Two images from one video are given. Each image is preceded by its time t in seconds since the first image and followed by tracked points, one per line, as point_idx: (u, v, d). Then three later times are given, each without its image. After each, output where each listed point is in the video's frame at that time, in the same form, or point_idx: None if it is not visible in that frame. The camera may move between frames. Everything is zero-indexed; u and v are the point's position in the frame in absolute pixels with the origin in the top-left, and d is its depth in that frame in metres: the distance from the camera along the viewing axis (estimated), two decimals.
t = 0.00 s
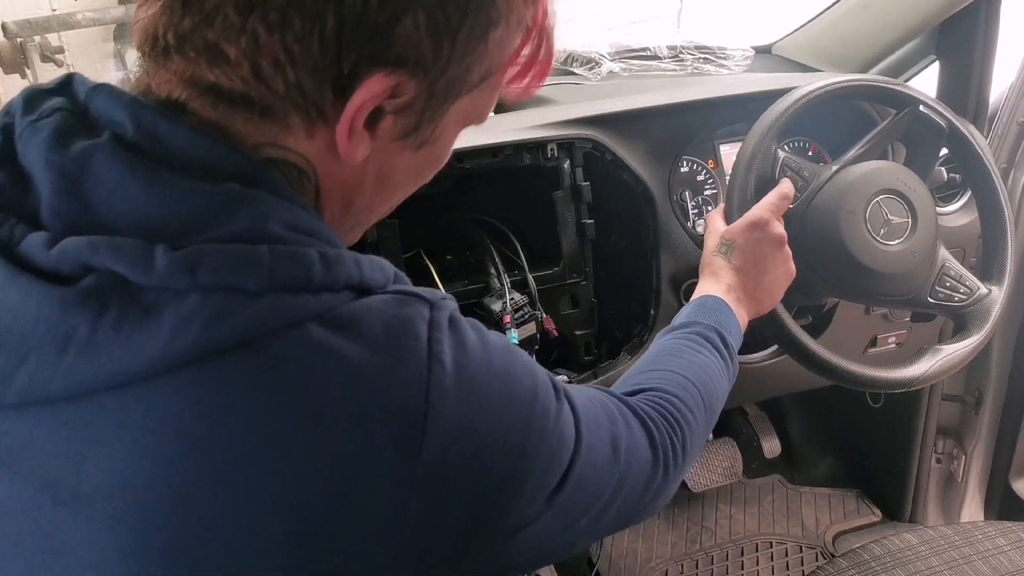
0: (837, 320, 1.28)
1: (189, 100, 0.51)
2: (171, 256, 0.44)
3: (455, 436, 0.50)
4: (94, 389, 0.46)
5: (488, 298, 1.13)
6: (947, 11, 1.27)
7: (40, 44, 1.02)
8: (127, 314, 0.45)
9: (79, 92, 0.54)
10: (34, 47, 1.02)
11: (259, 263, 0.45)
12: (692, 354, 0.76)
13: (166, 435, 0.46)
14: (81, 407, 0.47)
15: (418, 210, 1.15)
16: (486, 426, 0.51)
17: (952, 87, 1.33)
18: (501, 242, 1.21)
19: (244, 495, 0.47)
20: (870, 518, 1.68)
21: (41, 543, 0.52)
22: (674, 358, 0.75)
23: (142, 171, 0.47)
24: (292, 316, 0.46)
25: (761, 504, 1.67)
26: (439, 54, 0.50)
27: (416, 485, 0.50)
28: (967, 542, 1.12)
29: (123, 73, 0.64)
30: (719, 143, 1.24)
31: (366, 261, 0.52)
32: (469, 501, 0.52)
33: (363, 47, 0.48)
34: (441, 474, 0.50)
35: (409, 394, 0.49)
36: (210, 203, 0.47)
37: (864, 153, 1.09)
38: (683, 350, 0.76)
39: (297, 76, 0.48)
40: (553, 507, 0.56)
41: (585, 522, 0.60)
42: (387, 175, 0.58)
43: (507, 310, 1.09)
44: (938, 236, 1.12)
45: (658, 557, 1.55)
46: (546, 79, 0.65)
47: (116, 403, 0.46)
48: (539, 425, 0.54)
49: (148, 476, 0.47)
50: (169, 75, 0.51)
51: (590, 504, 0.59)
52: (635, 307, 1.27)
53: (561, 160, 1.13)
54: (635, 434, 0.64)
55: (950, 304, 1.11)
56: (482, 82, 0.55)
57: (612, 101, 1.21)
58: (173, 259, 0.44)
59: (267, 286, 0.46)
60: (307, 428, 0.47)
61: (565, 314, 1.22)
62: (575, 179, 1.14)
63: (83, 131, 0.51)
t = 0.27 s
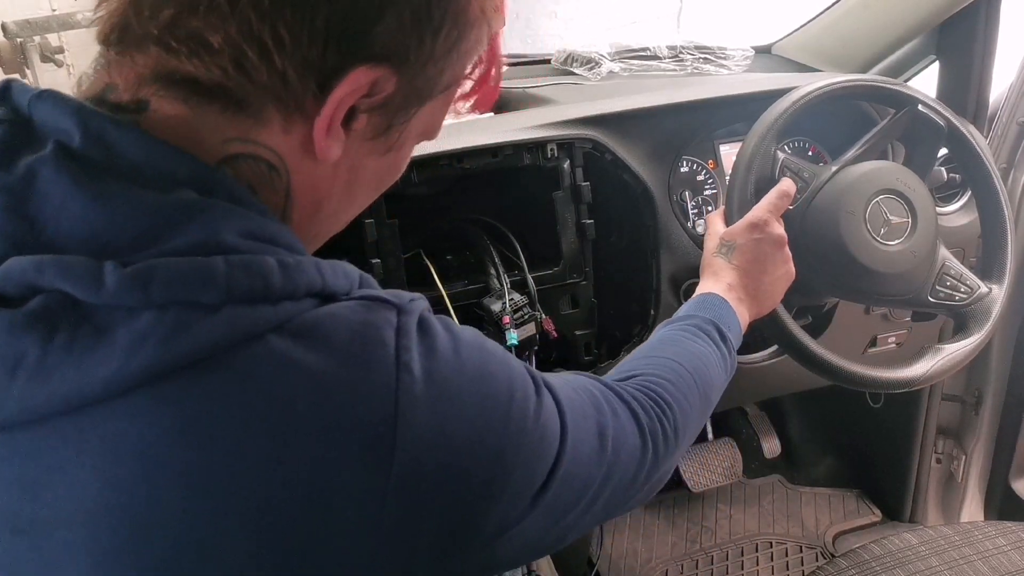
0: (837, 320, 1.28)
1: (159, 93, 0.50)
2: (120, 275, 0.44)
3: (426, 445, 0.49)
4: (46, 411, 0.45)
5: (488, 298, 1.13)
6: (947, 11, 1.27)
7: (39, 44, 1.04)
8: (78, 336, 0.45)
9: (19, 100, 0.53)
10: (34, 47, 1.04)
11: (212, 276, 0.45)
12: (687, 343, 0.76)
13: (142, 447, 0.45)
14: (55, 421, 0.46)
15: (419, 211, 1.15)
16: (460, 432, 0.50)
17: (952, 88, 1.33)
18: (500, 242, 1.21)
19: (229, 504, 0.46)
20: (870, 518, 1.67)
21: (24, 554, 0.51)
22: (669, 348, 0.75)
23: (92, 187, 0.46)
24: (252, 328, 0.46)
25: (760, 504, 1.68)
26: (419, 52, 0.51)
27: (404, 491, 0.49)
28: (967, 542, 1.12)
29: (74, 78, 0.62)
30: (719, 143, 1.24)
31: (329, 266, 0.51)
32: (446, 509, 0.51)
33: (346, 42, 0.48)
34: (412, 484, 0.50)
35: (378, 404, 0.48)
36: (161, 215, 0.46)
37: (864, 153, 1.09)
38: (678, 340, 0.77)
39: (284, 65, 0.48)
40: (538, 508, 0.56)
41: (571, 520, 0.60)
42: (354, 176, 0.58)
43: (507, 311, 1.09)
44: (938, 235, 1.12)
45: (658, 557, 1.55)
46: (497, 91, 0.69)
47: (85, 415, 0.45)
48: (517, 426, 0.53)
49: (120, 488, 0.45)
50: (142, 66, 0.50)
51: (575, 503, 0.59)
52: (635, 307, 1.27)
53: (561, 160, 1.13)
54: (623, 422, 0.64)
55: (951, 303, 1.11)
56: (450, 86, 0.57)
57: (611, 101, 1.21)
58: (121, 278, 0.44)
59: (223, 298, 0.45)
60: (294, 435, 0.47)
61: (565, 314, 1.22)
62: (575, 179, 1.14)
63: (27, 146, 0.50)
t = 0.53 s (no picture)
0: (837, 320, 1.28)
1: (145, 95, 0.50)
2: (108, 281, 0.44)
3: (419, 447, 0.49)
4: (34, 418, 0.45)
5: (488, 298, 1.13)
6: (947, 11, 1.27)
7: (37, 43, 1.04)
8: (67, 342, 0.45)
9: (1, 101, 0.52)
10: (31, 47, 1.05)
11: (202, 281, 0.45)
12: (686, 341, 0.76)
13: (136, 451, 0.45)
14: (48, 424, 0.46)
15: (418, 211, 1.15)
16: (453, 434, 0.50)
17: (951, 88, 1.33)
18: (500, 242, 1.21)
19: (225, 506, 0.46)
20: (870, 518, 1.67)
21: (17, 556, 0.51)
22: (668, 345, 0.75)
23: (78, 192, 0.46)
24: (242, 332, 0.46)
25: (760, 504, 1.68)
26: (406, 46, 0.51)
27: (400, 494, 0.49)
28: (967, 542, 1.12)
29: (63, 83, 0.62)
30: (719, 143, 1.24)
31: (320, 268, 0.51)
32: (439, 511, 0.51)
33: (333, 38, 0.48)
34: (405, 487, 0.50)
35: (370, 407, 0.48)
36: (149, 220, 0.47)
37: (864, 153, 1.09)
38: (677, 337, 0.77)
39: (271, 63, 0.48)
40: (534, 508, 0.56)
41: (568, 520, 0.60)
42: (345, 174, 0.58)
43: (507, 311, 1.09)
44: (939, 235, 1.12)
45: (658, 557, 1.55)
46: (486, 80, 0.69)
47: (77, 418, 0.45)
48: (511, 427, 0.53)
49: (115, 491, 0.45)
50: (126, 68, 0.50)
51: (571, 503, 0.59)
52: (634, 307, 1.28)
53: (560, 160, 1.13)
54: (620, 417, 0.64)
55: (950, 303, 1.11)
56: (438, 81, 0.57)
57: (611, 101, 1.21)
58: (109, 284, 0.44)
59: (213, 302, 0.45)
60: (291, 437, 0.47)
61: (565, 314, 1.22)
62: (575, 179, 1.14)
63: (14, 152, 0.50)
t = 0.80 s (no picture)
0: (837, 320, 1.28)
1: (146, 95, 0.50)
2: (110, 280, 0.44)
3: (421, 448, 0.49)
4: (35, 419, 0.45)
5: (488, 298, 1.13)
6: (947, 11, 1.27)
7: (37, 43, 1.04)
8: (68, 343, 0.45)
9: (4, 101, 0.52)
10: (31, 46, 1.05)
11: (204, 280, 0.45)
12: (686, 343, 0.76)
13: (138, 451, 0.45)
14: (49, 425, 0.45)
15: (419, 211, 1.15)
16: (454, 435, 0.50)
17: (952, 87, 1.33)
18: (500, 242, 1.21)
19: (227, 507, 0.46)
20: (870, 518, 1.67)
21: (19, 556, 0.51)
22: (668, 347, 0.75)
23: (79, 192, 0.46)
24: (243, 332, 0.46)
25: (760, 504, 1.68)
26: (406, 44, 0.51)
27: (402, 494, 0.49)
28: (967, 542, 1.12)
29: (65, 83, 0.62)
30: (719, 143, 1.24)
31: (321, 269, 0.51)
32: (440, 511, 0.51)
33: (334, 35, 0.48)
34: (407, 488, 0.50)
35: (372, 407, 0.48)
36: (150, 220, 0.47)
37: (863, 153, 1.09)
38: (677, 339, 0.77)
39: (272, 61, 0.48)
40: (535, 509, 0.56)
41: (569, 520, 0.60)
42: (346, 173, 0.58)
43: (507, 311, 1.09)
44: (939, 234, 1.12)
45: (658, 557, 1.55)
46: (486, 79, 0.69)
47: (80, 418, 0.45)
48: (511, 428, 0.53)
49: (117, 491, 0.45)
50: (127, 68, 0.50)
51: (572, 504, 0.59)
52: (634, 307, 1.28)
53: (560, 160, 1.13)
54: (620, 420, 0.64)
55: (950, 303, 1.11)
56: (438, 78, 0.57)
57: (611, 101, 1.21)
58: (111, 283, 0.44)
59: (214, 303, 0.45)
60: (293, 437, 0.47)
61: (565, 314, 1.22)
62: (575, 179, 1.14)
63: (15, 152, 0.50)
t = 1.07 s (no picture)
0: (836, 320, 1.28)
1: (144, 95, 0.50)
2: (109, 278, 0.44)
3: (419, 446, 0.49)
4: (35, 418, 0.45)
5: (488, 298, 1.13)
6: (947, 11, 1.27)
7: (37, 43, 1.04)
8: (67, 339, 0.45)
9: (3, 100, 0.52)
10: (32, 46, 1.05)
11: (203, 279, 0.45)
12: (686, 343, 0.76)
13: (138, 449, 0.45)
14: (48, 422, 0.46)
15: (419, 210, 1.15)
16: (453, 433, 0.50)
17: (951, 87, 1.33)
18: (500, 242, 1.21)
19: (226, 506, 0.46)
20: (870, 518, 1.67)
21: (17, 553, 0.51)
22: (668, 347, 0.75)
23: (78, 190, 0.46)
24: (242, 330, 0.46)
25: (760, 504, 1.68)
26: (404, 40, 0.51)
27: (401, 493, 0.50)
28: (966, 541, 1.12)
29: (65, 82, 0.62)
30: (719, 143, 1.24)
31: (320, 267, 0.51)
32: (439, 510, 0.51)
33: (331, 33, 0.48)
34: (406, 486, 0.50)
35: (371, 406, 0.48)
36: (150, 219, 0.47)
37: (863, 153, 1.09)
38: (677, 339, 0.77)
39: (269, 59, 0.48)
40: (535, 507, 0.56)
41: (568, 519, 0.60)
42: (344, 170, 0.58)
43: (507, 311, 1.09)
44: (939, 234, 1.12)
45: (658, 557, 1.55)
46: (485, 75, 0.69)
47: (80, 415, 0.45)
48: (510, 427, 0.53)
49: (117, 489, 0.45)
50: (124, 67, 0.51)
51: (571, 503, 0.59)
52: (634, 307, 1.28)
53: (560, 160, 1.13)
54: (620, 420, 0.64)
55: (950, 302, 1.11)
56: (436, 74, 0.57)
57: (611, 101, 1.21)
58: (110, 281, 0.44)
59: (213, 300, 0.45)
60: (293, 436, 0.47)
61: (565, 314, 1.22)
62: (575, 179, 1.14)
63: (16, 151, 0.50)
